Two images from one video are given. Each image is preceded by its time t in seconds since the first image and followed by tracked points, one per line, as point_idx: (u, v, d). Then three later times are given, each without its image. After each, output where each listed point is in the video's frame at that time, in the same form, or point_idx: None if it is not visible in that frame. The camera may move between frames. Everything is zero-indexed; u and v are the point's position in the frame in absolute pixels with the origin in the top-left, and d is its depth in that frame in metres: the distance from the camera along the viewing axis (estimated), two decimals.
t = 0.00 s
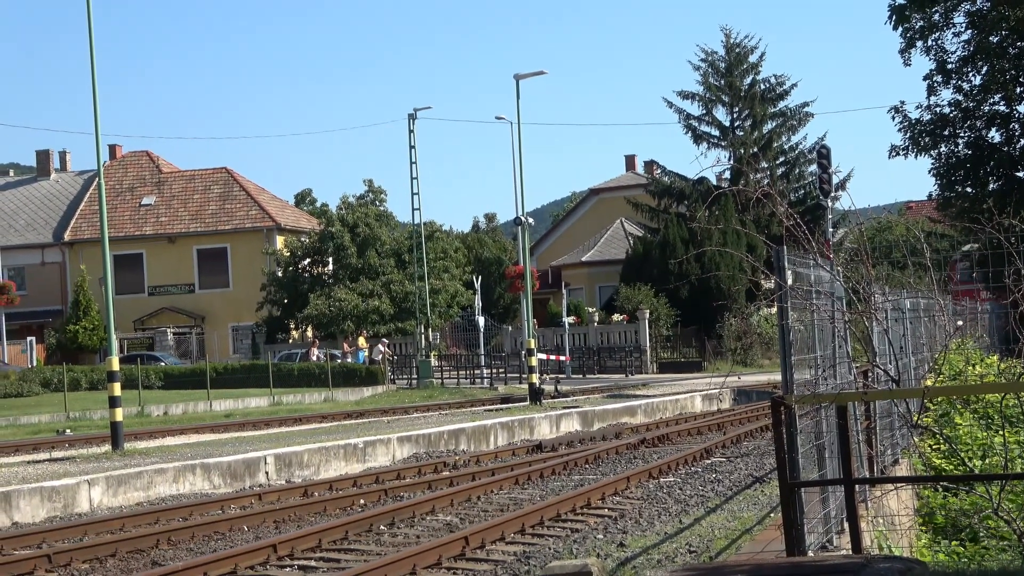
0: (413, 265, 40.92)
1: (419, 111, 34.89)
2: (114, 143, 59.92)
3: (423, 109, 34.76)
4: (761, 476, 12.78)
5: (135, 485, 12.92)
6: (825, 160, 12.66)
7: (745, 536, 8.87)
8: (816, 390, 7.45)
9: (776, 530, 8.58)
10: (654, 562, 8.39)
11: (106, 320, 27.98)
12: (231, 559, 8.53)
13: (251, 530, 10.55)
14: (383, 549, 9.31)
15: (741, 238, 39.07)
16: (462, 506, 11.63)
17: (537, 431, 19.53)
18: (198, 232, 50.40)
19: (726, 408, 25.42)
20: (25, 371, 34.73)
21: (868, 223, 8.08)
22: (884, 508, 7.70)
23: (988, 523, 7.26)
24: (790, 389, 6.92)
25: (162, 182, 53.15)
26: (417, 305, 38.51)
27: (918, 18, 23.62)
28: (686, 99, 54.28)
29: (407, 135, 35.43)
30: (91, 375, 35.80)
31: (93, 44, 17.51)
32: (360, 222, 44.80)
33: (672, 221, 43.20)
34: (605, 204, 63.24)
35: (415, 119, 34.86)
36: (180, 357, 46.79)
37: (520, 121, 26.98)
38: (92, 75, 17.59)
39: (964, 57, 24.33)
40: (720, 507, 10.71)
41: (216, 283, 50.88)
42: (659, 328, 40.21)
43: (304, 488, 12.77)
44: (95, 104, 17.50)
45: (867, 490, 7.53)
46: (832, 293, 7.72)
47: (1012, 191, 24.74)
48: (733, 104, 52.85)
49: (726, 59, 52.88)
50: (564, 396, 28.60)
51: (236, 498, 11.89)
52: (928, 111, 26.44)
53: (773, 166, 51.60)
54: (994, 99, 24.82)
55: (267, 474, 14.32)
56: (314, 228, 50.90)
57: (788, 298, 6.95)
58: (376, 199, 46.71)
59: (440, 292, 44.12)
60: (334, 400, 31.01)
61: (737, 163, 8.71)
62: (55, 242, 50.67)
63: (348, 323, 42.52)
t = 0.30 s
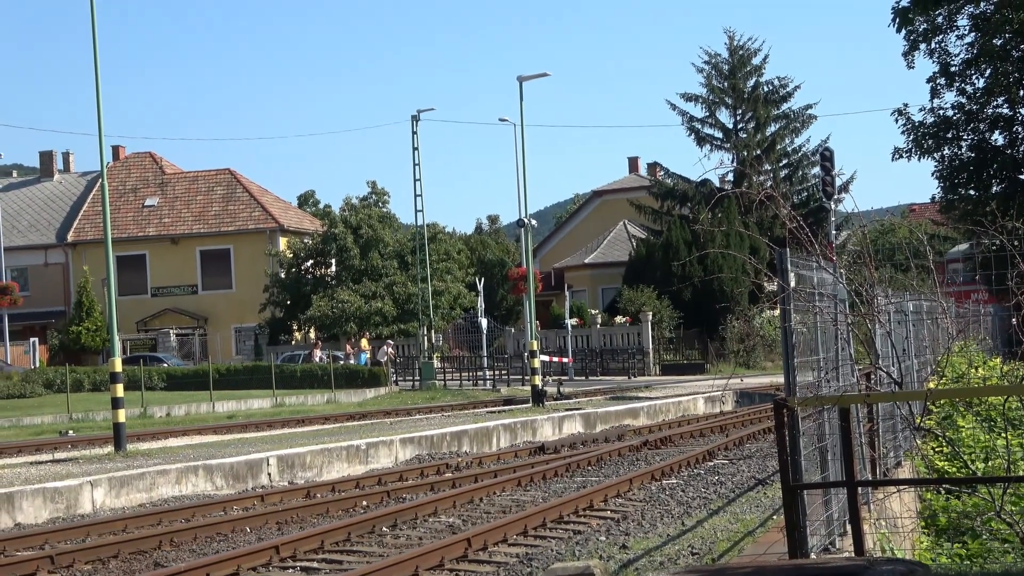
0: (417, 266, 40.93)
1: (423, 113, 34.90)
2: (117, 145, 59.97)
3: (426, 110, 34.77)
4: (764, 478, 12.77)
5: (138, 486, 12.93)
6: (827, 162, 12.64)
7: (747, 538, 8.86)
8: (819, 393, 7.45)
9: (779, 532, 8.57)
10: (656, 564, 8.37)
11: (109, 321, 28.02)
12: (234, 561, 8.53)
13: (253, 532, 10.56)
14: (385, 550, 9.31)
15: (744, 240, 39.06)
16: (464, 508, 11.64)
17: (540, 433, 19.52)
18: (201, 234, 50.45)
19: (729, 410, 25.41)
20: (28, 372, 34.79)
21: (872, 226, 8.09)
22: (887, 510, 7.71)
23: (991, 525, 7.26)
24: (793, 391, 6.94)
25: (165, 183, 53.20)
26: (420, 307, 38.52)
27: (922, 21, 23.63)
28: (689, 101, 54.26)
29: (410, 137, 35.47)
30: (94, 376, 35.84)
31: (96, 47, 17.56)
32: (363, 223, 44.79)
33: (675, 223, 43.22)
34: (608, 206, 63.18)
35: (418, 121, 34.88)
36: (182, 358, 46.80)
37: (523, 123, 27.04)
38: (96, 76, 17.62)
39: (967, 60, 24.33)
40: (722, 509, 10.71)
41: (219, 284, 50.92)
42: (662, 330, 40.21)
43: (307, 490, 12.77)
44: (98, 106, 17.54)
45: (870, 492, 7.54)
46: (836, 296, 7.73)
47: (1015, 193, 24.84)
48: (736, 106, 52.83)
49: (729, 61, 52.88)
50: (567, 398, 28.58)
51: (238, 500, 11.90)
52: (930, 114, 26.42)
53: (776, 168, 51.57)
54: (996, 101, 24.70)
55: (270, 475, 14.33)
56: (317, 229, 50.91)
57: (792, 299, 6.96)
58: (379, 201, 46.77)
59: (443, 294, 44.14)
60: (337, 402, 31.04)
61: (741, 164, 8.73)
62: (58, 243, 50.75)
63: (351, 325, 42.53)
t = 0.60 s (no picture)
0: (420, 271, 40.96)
1: (426, 119, 34.94)
2: (120, 149, 60.05)
3: (430, 115, 34.80)
4: (767, 483, 12.77)
5: (140, 491, 12.93)
6: (831, 167, 12.67)
7: (750, 544, 8.87)
8: (822, 399, 7.44)
9: (781, 537, 8.58)
10: (659, 569, 8.38)
11: (112, 325, 28.02)
12: (237, 565, 8.53)
13: (255, 537, 10.55)
14: (388, 556, 9.31)
15: (748, 246, 39.08)
16: (467, 512, 11.64)
17: (542, 438, 19.53)
18: (205, 238, 50.52)
19: (732, 415, 25.41)
20: (31, 376, 34.82)
21: (875, 231, 8.09)
22: (890, 516, 7.71)
23: (994, 532, 7.24)
24: (796, 397, 6.93)
25: (168, 187, 53.24)
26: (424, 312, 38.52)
27: (925, 26, 23.65)
28: (692, 106, 54.27)
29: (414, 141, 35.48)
30: (97, 381, 35.87)
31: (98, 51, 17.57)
32: (367, 228, 44.77)
33: (678, 228, 43.25)
34: (610, 211, 63.17)
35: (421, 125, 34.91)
36: (185, 362, 46.86)
37: (527, 128, 27.07)
38: (98, 81, 17.63)
39: (971, 65, 24.37)
40: (725, 515, 10.70)
41: (222, 288, 50.95)
42: (665, 334, 40.21)
43: (309, 494, 12.76)
44: (101, 110, 17.55)
45: (873, 498, 7.53)
46: (839, 301, 7.73)
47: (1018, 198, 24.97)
48: (739, 112, 52.85)
49: (733, 66, 52.87)
50: (570, 403, 28.58)
51: (241, 504, 11.90)
52: (934, 119, 26.40)
53: (779, 173, 51.55)
54: (1000, 107, 24.82)
55: (272, 480, 14.33)
56: (321, 233, 50.98)
57: (794, 305, 6.96)
58: (382, 206, 46.80)
59: (446, 299, 44.16)
60: (340, 406, 31.06)
61: (743, 170, 8.73)
62: (61, 248, 50.81)
63: (353, 329, 42.54)
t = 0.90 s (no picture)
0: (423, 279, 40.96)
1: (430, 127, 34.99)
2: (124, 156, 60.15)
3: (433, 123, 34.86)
4: (770, 492, 12.75)
5: (143, 498, 12.93)
6: (834, 176, 12.71)
7: (753, 553, 8.86)
8: (825, 407, 7.45)
9: (784, 547, 8.57)
10: None
11: (115, 333, 28.04)
12: (238, 574, 8.51)
13: (258, 544, 10.56)
14: (391, 564, 9.31)
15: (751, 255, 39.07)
16: (470, 520, 11.64)
17: (545, 446, 19.51)
18: (208, 246, 50.57)
19: (735, 424, 25.36)
20: (34, 383, 34.82)
21: (878, 240, 8.09)
22: (893, 525, 7.69)
23: (998, 541, 7.23)
24: (798, 406, 6.93)
25: (172, 195, 53.33)
26: (427, 320, 38.51)
27: (928, 36, 23.69)
28: (696, 115, 54.31)
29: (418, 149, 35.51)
30: (100, 388, 35.91)
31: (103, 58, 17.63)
32: (370, 236, 44.84)
33: (681, 237, 43.22)
34: (614, 219, 63.17)
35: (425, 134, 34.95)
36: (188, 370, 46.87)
37: (530, 137, 27.12)
38: (103, 88, 17.67)
39: (974, 74, 24.40)
40: (728, 523, 10.69)
41: (225, 295, 50.97)
42: (668, 343, 40.18)
43: (312, 502, 12.76)
44: (105, 118, 17.60)
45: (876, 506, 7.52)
46: (842, 310, 7.72)
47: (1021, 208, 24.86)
48: (743, 121, 52.90)
49: (736, 75, 52.89)
50: (573, 412, 28.54)
51: (244, 512, 11.91)
52: (938, 128, 26.41)
53: (782, 182, 51.56)
54: (1004, 116, 24.82)
55: (275, 488, 14.32)
56: (324, 241, 51.03)
57: (797, 313, 6.96)
58: (385, 213, 46.85)
59: (449, 307, 44.17)
60: (343, 414, 31.04)
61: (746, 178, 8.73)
62: (65, 255, 50.90)
63: (356, 337, 42.54)
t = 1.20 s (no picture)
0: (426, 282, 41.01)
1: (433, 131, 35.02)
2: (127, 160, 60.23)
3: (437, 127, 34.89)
4: (773, 496, 12.74)
5: (147, 502, 12.96)
6: (837, 180, 12.78)
7: (756, 556, 8.86)
8: (829, 411, 7.46)
9: (788, 551, 8.57)
10: None
11: (118, 336, 28.08)
12: None
13: (262, 548, 10.59)
14: (394, 567, 9.33)
15: (755, 258, 39.07)
16: (474, 524, 11.65)
17: (549, 450, 19.53)
18: (211, 249, 50.64)
19: (738, 428, 25.35)
20: (38, 387, 34.87)
21: (882, 244, 8.09)
22: (896, 529, 7.69)
23: (1001, 545, 7.24)
24: (802, 409, 6.95)
25: (175, 199, 53.41)
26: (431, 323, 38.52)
27: (932, 40, 23.70)
28: (699, 119, 54.31)
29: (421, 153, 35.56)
30: (104, 391, 35.97)
31: (108, 62, 17.67)
32: (373, 239, 44.87)
33: (685, 241, 43.27)
34: (617, 223, 63.17)
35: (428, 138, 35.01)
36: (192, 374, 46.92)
37: (534, 141, 27.17)
38: (107, 91, 17.72)
39: (978, 79, 24.41)
40: (732, 527, 10.69)
41: (229, 299, 51.03)
42: (671, 347, 40.25)
43: (315, 506, 12.77)
44: (110, 121, 17.64)
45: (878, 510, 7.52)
46: (846, 314, 7.73)
47: None
48: (746, 125, 52.94)
49: (740, 79, 52.92)
50: (577, 415, 28.53)
51: (248, 515, 11.93)
52: (941, 132, 26.37)
53: (786, 186, 51.55)
54: (1007, 120, 24.88)
55: (279, 491, 14.33)
56: (327, 245, 51.07)
57: (802, 318, 6.98)
58: (389, 217, 46.90)
59: (453, 310, 44.22)
60: (347, 418, 31.06)
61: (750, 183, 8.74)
62: (68, 259, 50.98)
63: (360, 341, 42.58)
